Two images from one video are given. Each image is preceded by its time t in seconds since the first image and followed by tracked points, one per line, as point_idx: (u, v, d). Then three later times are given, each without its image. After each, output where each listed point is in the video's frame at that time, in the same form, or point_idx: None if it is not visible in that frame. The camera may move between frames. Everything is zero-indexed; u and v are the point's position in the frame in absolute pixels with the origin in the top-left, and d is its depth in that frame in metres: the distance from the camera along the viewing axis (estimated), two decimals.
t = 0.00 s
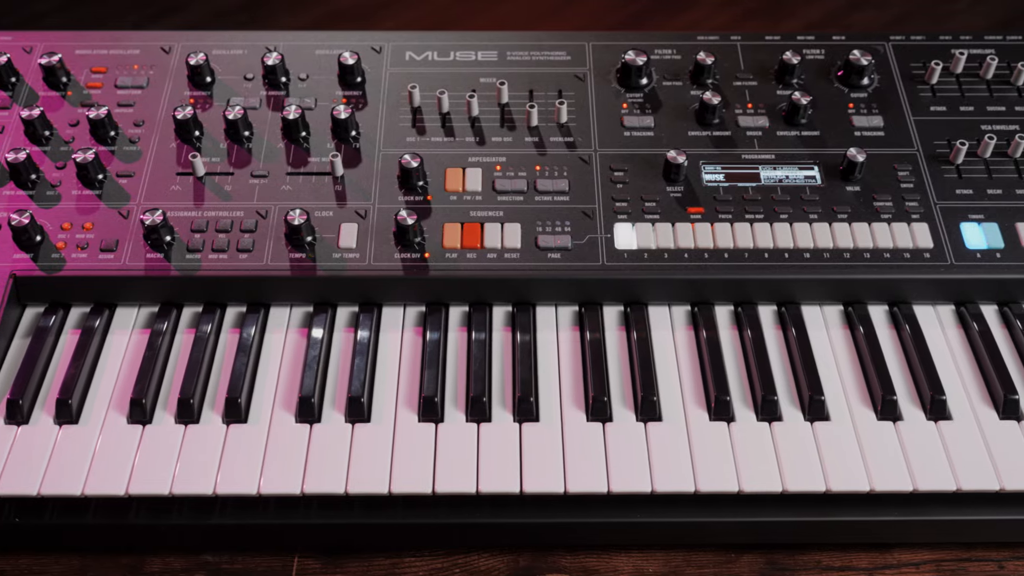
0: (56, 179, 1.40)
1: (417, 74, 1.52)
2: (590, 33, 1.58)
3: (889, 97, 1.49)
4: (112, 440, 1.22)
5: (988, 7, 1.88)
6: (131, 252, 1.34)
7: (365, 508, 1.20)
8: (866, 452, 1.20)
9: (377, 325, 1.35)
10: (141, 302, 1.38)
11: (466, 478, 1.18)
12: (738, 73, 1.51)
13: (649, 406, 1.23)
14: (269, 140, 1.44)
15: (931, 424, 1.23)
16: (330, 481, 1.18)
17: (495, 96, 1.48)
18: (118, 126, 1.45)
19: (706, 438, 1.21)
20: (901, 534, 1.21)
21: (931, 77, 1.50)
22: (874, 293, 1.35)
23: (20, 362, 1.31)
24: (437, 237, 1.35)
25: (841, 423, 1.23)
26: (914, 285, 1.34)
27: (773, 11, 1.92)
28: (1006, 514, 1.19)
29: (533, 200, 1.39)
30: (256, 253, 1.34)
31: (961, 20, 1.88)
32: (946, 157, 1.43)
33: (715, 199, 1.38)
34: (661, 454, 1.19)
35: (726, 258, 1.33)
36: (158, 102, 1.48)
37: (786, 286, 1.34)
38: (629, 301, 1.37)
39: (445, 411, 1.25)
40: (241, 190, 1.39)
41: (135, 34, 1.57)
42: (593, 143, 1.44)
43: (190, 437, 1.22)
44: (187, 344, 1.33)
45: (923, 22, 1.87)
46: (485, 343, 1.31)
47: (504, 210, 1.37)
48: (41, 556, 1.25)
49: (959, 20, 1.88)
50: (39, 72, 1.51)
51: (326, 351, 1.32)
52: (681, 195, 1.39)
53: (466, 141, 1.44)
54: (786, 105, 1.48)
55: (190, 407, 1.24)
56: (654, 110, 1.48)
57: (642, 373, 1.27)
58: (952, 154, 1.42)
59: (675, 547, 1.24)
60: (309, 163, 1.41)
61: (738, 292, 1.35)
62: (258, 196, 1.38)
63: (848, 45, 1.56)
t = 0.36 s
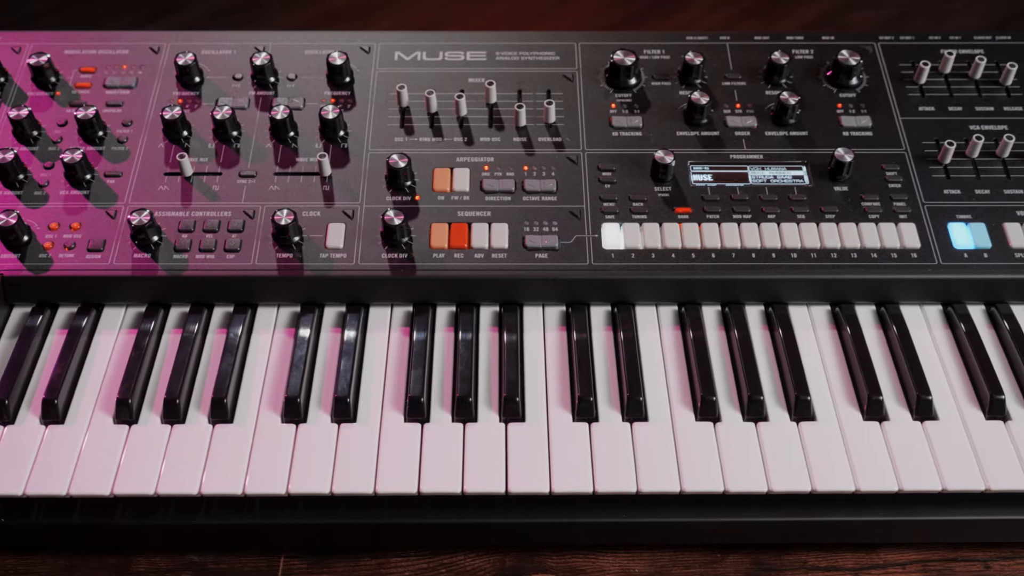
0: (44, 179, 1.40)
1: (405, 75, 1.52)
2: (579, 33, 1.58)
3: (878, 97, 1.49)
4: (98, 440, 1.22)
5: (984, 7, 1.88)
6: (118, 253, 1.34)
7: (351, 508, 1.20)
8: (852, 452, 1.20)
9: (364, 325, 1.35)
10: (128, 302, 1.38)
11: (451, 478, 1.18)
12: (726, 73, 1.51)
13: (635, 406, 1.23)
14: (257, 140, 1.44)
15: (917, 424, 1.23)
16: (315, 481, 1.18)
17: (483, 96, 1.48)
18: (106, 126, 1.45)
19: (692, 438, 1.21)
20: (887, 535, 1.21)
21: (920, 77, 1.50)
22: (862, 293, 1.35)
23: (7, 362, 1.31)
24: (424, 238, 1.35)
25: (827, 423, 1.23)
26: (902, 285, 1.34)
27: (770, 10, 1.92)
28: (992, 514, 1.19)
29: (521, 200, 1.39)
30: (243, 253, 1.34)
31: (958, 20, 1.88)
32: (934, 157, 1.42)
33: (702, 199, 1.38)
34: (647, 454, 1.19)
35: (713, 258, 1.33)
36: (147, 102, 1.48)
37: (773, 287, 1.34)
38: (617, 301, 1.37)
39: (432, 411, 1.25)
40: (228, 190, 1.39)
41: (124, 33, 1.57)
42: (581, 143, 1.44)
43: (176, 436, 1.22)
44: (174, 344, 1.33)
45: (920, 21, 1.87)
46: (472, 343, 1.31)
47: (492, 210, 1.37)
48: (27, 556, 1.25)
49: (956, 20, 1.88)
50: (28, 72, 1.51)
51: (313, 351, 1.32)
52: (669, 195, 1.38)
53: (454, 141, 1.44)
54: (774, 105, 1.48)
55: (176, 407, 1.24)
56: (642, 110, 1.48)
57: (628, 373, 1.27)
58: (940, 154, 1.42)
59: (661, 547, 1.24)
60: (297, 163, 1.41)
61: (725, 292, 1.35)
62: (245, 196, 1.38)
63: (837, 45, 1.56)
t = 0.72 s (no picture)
0: (32, 179, 1.40)
1: (394, 75, 1.52)
2: (568, 33, 1.58)
3: (866, 97, 1.49)
4: (83, 440, 1.22)
5: (980, 7, 1.88)
6: (105, 253, 1.34)
7: (336, 508, 1.20)
8: (837, 452, 1.20)
9: (351, 325, 1.35)
10: (115, 303, 1.38)
11: (436, 478, 1.18)
12: (715, 73, 1.51)
13: (621, 406, 1.23)
14: (245, 140, 1.44)
15: (903, 424, 1.23)
16: (301, 481, 1.18)
17: (472, 96, 1.48)
18: (95, 126, 1.45)
19: (678, 439, 1.21)
20: (873, 534, 1.21)
21: (909, 77, 1.50)
22: (849, 293, 1.35)
23: None
24: (412, 238, 1.35)
25: (813, 423, 1.23)
26: (889, 285, 1.34)
27: (767, 10, 1.92)
28: (977, 514, 1.19)
29: (508, 200, 1.38)
30: (230, 253, 1.34)
31: (955, 20, 1.88)
32: (922, 157, 1.42)
33: (690, 199, 1.38)
34: (632, 454, 1.19)
35: (700, 258, 1.33)
36: (135, 102, 1.48)
37: (760, 287, 1.34)
38: (604, 301, 1.37)
39: (418, 411, 1.25)
40: (216, 190, 1.39)
41: (113, 33, 1.57)
42: (570, 143, 1.44)
43: (162, 436, 1.22)
44: (161, 344, 1.33)
45: (918, 21, 1.88)
46: (458, 343, 1.31)
47: (479, 210, 1.37)
48: (13, 556, 1.25)
49: (954, 20, 1.88)
50: (17, 72, 1.51)
51: (300, 350, 1.32)
52: (656, 195, 1.38)
53: (443, 141, 1.44)
54: (762, 105, 1.48)
55: (161, 407, 1.24)
56: (631, 110, 1.48)
57: (615, 373, 1.27)
58: (928, 155, 1.42)
59: (647, 547, 1.24)
60: (285, 164, 1.41)
61: (712, 292, 1.35)
62: (233, 196, 1.38)
63: (826, 45, 1.56)
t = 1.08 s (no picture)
0: (20, 180, 1.40)
1: (383, 75, 1.52)
2: (557, 32, 1.58)
3: (855, 97, 1.49)
4: (69, 440, 1.22)
5: (978, 7, 1.88)
6: (93, 253, 1.34)
7: (322, 508, 1.20)
8: (823, 452, 1.20)
9: (338, 325, 1.35)
10: (103, 303, 1.38)
11: (422, 478, 1.17)
12: (704, 73, 1.51)
13: (607, 406, 1.23)
14: (233, 140, 1.44)
15: (889, 424, 1.23)
16: (286, 481, 1.18)
17: (460, 96, 1.48)
18: (83, 126, 1.45)
19: (663, 438, 1.21)
20: (859, 534, 1.21)
21: (897, 77, 1.50)
22: (836, 293, 1.35)
23: None
24: (399, 238, 1.35)
25: (799, 423, 1.23)
26: (876, 285, 1.34)
27: (762, 10, 1.92)
28: (963, 514, 1.19)
29: (496, 200, 1.38)
30: (217, 253, 1.34)
31: (951, 20, 1.88)
32: (910, 157, 1.42)
33: (678, 199, 1.38)
34: (617, 454, 1.19)
35: (687, 258, 1.33)
36: (124, 102, 1.48)
37: (747, 287, 1.34)
38: (591, 301, 1.37)
39: (404, 411, 1.25)
40: (204, 190, 1.39)
41: (102, 33, 1.57)
42: (558, 143, 1.44)
43: (147, 436, 1.22)
44: (148, 344, 1.33)
45: (914, 21, 1.87)
46: (445, 343, 1.31)
47: (467, 210, 1.37)
48: None
49: (950, 20, 1.88)
50: (5, 72, 1.51)
51: (286, 351, 1.32)
52: (644, 195, 1.38)
53: (431, 141, 1.44)
54: (751, 105, 1.48)
55: (148, 407, 1.24)
56: (619, 111, 1.48)
57: (601, 373, 1.27)
58: (916, 155, 1.41)
59: (634, 547, 1.24)
60: (273, 164, 1.41)
61: (699, 291, 1.35)
62: (221, 196, 1.38)
63: (815, 46, 1.56)
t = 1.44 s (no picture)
0: (7, 180, 1.40)
1: (372, 75, 1.52)
2: (546, 33, 1.58)
3: (843, 97, 1.49)
4: (55, 440, 1.22)
5: (974, 7, 1.88)
6: (80, 253, 1.34)
7: (307, 508, 1.20)
8: (809, 452, 1.20)
9: (325, 325, 1.35)
10: (90, 303, 1.38)
11: (407, 478, 1.17)
12: (692, 73, 1.51)
13: (593, 406, 1.23)
14: (222, 140, 1.44)
15: (875, 424, 1.23)
16: (271, 481, 1.18)
17: (449, 96, 1.48)
18: (71, 126, 1.45)
19: (649, 438, 1.21)
20: (845, 534, 1.21)
21: (886, 77, 1.50)
22: (823, 293, 1.35)
23: None
24: (386, 238, 1.35)
25: (784, 423, 1.23)
26: (863, 285, 1.34)
27: (759, 11, 1.92)
28: (948, 514, 1.19)
29: (484, 200, 1.38)
30: (204, 253, 1.34)
31: (947, 20, 1.88)
32: (898, 157, 1.42)
33: (665, 199, 1.38)
34: (603, 454, 1.19)
35: (674, 258, 1.33)
36: (112, 102, 1.48)
37: (734, 287, 1.34)
38: (578, 301, 1.37)
39: (390, 411, 1.25)
40: (192, 190, 1.39)
41: (91, 33, 1.57)
42: (546, 143, 1.44)
43: (133, 436, 1.22)
44: (134, 344, 1.33)
45: (909, 22, 1.87)
46: (432, 343, 1.31)
47: (454, 210, 1.37)
48: None
49: (947, 20, 1.88)
50: None
51: (273, 351, 1.32)
52: (632, 195, 1.38)
53: (419, 141, 1.44)
54: (739, 105, 1.48)
55: (133, 407, 1.24)
56: (608, 111, 1.48)
57: (587, 373, 1.27)
58: (904, 155, 1.41)
59: (620, 548, 1.24)
60: (261, 164, 1.41)
61: (686, 291, 1.35)
62: (208, 196, 1.38)
63: (804, 46, 1.56)
